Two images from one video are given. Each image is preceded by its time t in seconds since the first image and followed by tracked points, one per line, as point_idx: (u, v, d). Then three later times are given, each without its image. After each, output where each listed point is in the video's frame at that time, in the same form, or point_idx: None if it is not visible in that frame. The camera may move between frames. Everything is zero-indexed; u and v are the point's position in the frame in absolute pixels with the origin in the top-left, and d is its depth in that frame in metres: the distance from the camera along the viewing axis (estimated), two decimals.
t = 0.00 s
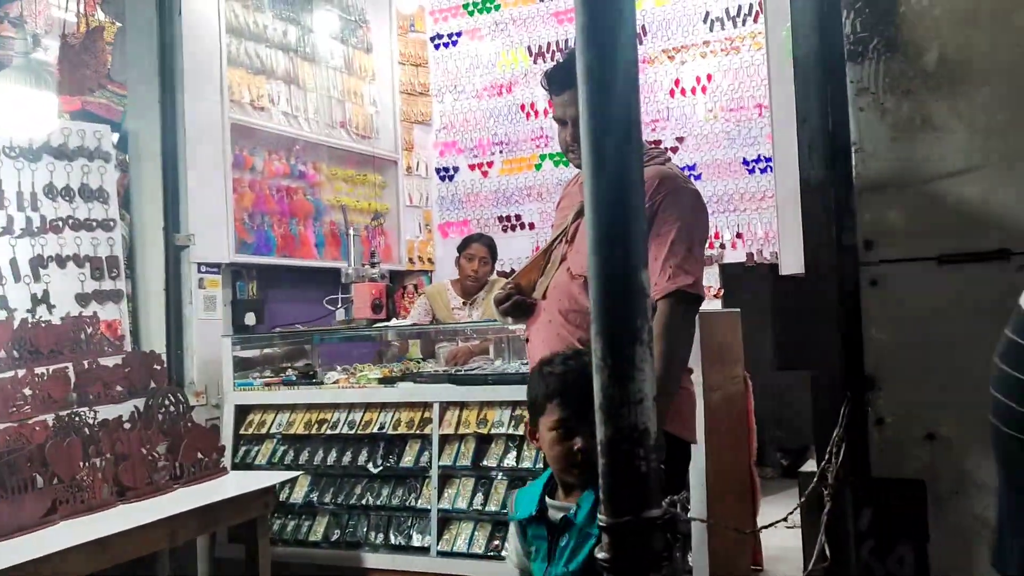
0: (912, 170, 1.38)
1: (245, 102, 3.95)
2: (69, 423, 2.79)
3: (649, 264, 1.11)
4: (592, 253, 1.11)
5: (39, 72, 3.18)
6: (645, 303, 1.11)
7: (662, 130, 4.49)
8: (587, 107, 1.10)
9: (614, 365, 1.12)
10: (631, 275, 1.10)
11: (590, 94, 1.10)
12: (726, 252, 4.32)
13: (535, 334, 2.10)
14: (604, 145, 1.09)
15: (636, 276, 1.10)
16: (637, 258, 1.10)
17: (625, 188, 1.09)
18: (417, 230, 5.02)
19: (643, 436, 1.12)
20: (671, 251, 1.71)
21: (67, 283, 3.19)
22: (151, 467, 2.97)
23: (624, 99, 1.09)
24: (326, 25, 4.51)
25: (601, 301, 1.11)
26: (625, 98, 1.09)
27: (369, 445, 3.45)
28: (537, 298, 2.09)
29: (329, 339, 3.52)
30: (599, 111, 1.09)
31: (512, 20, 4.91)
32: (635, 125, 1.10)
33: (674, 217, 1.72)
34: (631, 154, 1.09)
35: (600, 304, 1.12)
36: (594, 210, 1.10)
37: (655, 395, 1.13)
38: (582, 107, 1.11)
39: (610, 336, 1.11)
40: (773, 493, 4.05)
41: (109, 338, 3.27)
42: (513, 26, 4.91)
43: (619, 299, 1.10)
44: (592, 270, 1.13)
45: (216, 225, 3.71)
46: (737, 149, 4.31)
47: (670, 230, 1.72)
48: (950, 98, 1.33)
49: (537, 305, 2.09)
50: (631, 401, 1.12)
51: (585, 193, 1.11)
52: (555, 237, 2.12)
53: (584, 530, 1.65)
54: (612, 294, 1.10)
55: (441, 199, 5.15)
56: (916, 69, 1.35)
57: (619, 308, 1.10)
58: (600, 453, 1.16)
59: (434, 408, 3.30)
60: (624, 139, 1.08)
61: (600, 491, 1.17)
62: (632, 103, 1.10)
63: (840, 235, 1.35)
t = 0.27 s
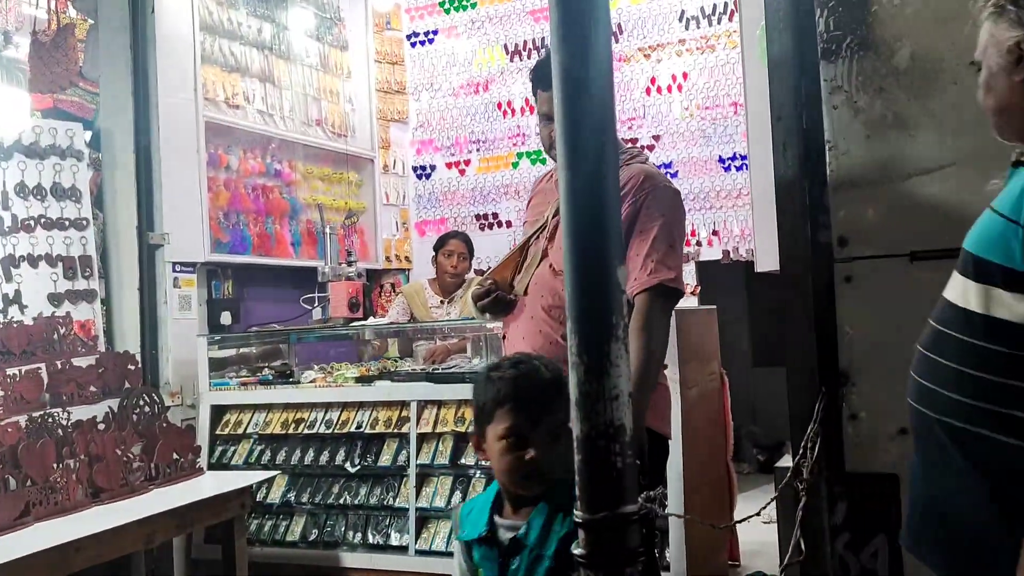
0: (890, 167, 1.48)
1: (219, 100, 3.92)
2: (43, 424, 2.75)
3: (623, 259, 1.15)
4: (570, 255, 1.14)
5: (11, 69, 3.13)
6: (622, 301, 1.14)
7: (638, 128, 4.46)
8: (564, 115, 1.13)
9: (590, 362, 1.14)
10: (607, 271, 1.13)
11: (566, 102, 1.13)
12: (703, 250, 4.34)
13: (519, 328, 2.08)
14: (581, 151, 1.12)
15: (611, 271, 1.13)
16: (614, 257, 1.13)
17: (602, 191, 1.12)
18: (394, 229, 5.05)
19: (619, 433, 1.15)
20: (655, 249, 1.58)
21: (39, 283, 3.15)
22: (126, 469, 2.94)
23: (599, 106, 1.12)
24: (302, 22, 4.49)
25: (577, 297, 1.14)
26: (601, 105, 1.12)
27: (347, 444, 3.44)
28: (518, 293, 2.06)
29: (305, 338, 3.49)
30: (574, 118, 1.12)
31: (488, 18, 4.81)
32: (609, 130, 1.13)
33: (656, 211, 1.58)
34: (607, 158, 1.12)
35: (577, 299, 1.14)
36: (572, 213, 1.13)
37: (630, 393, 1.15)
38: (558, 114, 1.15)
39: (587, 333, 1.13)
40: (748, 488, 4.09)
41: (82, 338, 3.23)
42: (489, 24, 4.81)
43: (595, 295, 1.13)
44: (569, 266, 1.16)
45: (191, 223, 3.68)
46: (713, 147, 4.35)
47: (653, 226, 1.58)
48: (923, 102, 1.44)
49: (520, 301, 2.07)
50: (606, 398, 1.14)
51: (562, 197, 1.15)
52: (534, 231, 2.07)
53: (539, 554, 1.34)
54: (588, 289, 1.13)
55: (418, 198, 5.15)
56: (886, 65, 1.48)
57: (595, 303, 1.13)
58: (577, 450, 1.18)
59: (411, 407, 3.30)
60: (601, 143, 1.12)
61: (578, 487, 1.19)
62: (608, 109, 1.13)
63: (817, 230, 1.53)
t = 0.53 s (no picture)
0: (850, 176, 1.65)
1: (200, 101, 3.89)
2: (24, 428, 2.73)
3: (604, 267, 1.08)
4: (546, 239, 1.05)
5: None
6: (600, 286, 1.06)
7: (621, 128, 4.53)
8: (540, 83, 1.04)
9: (570, 360, 1.08)
10: (587, 281, 1.05)
11: (543, 68, 1.03)
12: (686, 249, 4.37)
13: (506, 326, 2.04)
14: (560, 123, 1.03)
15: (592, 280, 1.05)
16: (591, 240, 1.05)
17: (580, 167, 1.04)
18: (379, 230, 5.04)
19: (598, 432, 1.08)
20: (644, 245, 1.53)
21: (20, 286, 3.10)
22: (108, 472, 2.92)
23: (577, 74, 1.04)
24: (285, 23, 4.48)
25: (558, 307, 1.06)
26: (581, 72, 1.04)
27: (331, 446, 3.44)
28: (504, 293, 1.94)
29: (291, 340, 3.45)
30: (554, 84, 1.03)
31: (471, 19, 4.85)
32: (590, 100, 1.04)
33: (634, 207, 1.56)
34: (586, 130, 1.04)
35: (557, 309, 1.07)
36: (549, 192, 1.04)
37: (610, 390, 1.09)
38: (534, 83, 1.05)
39: (567, 336, 1.07)
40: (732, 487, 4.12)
41: (64, 342, 3.20)
42: (472, 25, 4.85)
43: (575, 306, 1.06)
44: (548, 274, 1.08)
45: (173, 225, 3.66)
46: (696, 147, 4.37)
47: (636, 222, 1.55)
48: (899, 101, 1.61)
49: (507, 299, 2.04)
50: (585, 398, 1.08)
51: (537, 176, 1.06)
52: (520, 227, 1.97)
53: None
54: (567, 299, 1.06)
55: (402, 199, 5.11)
56: (866, 65, 1.63)
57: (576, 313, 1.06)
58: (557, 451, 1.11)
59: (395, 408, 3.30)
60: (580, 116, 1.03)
61: (559, 486, 1.13)
62: (585, 78, 1.04)
63: (796, 230, 1.69)
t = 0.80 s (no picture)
0: (835, 175, 1.64)
1: (194, 101, 3.89)
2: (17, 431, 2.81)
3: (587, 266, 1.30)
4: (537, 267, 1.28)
5: None
6: (587, 305, 1.29)
7: (614, 126, 4.53)
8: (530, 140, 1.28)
9: (557, 363, 1.28)
10: (571, 279, 1.27)
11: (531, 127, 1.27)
12: (679, 247, 4.38)
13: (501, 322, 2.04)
14: (547, 173, 1.26)
15: (575, 277, 1.27)
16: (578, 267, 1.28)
17: (565, 207, 1.27)
18: (373, 230, 5.04)
19: (585, 431, 1.28)
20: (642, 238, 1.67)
21: (14, 288, 3.09)
22: (103, 474, 2.91)
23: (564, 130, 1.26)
24: (278, 23, 4.48)
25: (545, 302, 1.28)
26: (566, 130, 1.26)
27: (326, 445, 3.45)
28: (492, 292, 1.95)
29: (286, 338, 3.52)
30: (541, 142, 1.27)
31: (464, 18, 4.87)
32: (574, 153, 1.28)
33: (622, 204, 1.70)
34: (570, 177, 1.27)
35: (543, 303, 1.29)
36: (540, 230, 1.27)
37: (595, 391, 1.29)
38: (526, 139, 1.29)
39: (553, 335, 1.28)
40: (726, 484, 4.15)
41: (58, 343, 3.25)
42: (466, 24, 4.88)
43: (561, 301, 1.27)
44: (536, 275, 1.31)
45: (167, 226, 3.64)
46: (689, 145, 4.38)
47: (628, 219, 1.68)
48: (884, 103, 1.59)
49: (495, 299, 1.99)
50: (572, 399, 1.28)
51: (528, 215, 1.29)
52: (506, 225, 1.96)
53: None
54: (555, 295, 1.27)
55: (395, 198, 5.14)
56: (856, 63, 1.61)
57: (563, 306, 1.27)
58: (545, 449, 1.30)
59: (389, 407, 3.31)
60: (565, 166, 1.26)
61: (547, 489, 1.31)
62: (570, 135, 1.27)
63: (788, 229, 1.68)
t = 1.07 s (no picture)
0: (824, 165, 1.72)
1: (187, 96, 3.88)
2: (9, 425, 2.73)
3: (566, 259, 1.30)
4: (518, 258, 1.28)
5: None
6: (567, 296, 1.29)
7: (608, 119, 4.48)
8: (509, 133, 1.28)
9: (536, 354, 1.27)
10: (551, 271, 1.27)
11: (510, 120, 1.27)
12: (675, 240, 4.37)
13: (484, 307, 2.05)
14: (526, 167, 1.27)
15: (555, 270, 1.27)
16: (557, 258, 1.27)
17: (545, 198, 1.27)
18: (368, 224, 5.01)
19: (565, 423, 1.28)
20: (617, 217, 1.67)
21: (7, 284, 3.07)
22: (97, 470, 2.94)
23: (540, 122, 1.27)
24: (272, 17, 4.46)
25: (524, 295, 1.28)
26: (541, 121, 1.27)
27: (320, 439, 3.45)
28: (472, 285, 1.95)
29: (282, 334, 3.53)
30: (519, 135, 1.27)
31: (458, 11, 4.88)
32: (553, 145, 1.28)
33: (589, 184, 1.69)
34: (548, 170, 1.27)
35: (523, 295, 1.28)
36: (518, 223, 1.28)
37: (574, 382, 1.28)
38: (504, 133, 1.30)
39: (533, 327, 1.27)
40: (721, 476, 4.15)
41: (51, 339, 3.19)
42: (460, 17, 4.89)
43: (540, 294, 1.27)
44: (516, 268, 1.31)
45: (161, 222, 3.67)
46: (684, 138, 4.37)
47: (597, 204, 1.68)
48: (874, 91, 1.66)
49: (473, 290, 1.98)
50: (552, 391, 1.27)
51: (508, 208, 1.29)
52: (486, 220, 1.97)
53: None
54: (535, 288, 1.27)
55: (390, 192, 5.13)
56: (847, 53, 1.68)
57: (542, 299, 1.27)
58: (524, 441, 1.30)
59: (383, 401, 3.30)
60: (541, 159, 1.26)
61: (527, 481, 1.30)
62: (547, 126, 1.27)
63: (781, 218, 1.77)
